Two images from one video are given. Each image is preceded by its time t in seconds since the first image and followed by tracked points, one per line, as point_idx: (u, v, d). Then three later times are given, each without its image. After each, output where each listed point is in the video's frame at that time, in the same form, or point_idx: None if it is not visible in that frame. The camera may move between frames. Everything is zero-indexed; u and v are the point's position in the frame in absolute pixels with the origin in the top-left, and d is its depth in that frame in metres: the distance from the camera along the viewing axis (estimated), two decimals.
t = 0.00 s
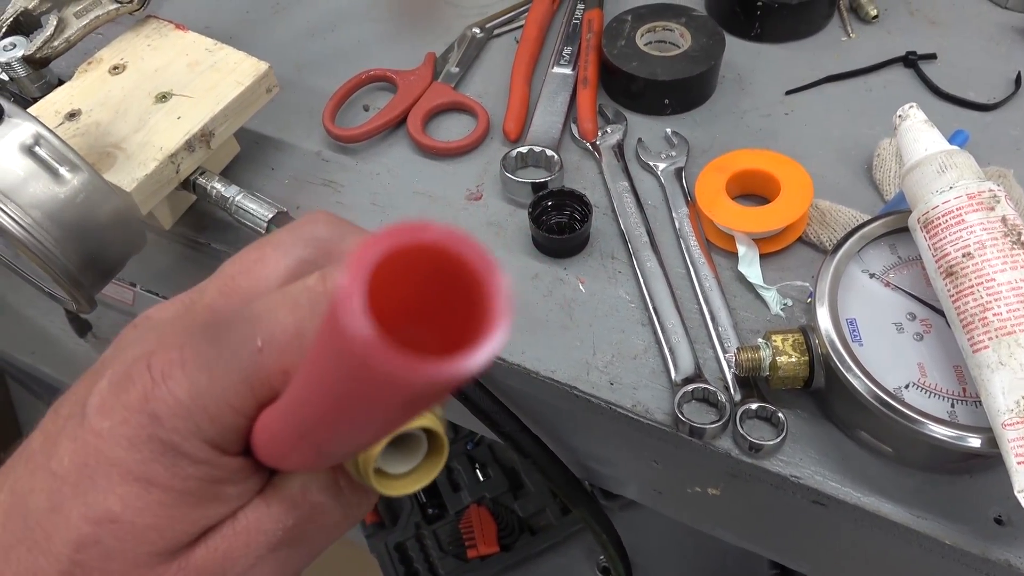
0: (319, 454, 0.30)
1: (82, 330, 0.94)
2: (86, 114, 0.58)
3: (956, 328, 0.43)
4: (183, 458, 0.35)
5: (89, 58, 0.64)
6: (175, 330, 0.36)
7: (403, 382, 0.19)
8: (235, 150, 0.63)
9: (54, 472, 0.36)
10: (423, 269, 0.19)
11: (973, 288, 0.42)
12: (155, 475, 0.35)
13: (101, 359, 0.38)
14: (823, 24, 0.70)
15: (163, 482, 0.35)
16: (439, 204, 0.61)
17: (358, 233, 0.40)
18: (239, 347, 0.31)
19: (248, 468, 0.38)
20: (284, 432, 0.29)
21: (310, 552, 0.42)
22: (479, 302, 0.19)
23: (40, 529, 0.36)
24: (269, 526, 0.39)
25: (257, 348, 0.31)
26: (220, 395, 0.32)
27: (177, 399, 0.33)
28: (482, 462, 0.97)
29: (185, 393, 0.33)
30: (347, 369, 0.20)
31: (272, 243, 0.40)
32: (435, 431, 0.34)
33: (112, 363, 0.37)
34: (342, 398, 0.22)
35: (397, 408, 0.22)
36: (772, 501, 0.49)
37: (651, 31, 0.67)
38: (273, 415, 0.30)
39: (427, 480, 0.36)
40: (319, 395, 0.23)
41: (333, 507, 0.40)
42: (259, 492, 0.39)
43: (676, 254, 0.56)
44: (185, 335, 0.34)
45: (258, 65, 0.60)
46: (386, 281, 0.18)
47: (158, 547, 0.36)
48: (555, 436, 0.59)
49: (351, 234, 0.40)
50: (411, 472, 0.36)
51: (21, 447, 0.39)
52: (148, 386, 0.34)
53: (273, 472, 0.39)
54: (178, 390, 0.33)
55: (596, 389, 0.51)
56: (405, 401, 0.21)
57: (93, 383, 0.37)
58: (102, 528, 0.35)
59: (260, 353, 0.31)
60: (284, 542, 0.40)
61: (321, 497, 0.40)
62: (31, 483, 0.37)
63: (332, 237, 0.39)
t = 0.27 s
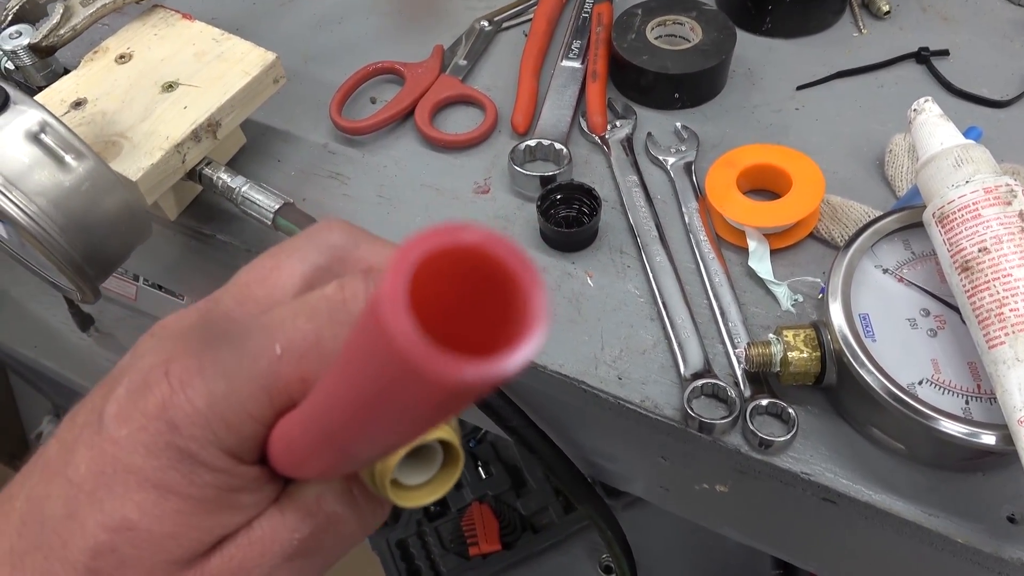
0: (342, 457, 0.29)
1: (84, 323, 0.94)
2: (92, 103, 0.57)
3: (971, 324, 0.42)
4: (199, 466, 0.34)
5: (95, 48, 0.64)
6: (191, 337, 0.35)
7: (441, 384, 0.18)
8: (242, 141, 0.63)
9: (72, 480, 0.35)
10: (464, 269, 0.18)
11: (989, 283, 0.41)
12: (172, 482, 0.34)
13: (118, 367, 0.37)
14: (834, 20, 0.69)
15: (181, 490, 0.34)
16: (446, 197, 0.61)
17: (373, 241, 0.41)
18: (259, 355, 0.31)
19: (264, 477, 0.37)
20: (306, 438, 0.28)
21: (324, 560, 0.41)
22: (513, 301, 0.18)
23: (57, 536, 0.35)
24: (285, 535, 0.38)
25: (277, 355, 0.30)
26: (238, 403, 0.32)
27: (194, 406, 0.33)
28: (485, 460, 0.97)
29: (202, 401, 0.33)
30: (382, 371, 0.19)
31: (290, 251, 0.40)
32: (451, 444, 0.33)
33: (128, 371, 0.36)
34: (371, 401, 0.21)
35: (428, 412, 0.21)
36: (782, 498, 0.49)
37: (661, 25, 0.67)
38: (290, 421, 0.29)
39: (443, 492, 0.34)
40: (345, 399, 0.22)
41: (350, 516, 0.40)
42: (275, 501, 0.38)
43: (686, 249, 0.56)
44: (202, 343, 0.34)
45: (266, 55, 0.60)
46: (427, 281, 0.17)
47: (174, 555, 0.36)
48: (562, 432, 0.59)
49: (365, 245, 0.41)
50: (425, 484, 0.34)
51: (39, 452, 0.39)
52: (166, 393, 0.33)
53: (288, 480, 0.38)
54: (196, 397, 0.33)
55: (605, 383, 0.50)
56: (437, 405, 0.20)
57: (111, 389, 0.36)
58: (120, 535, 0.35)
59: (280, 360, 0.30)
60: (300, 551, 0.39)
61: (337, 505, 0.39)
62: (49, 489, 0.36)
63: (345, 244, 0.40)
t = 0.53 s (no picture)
0: (342, 454, 0.29)
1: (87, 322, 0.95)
2: (94, 99, 0.57)
3: (973, 322, 0.42)
4: (211, 464, 0.34)
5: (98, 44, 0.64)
6: (207, 337, 0.36)
7: (438, 314, 0.15)
8: (244, 137, 0.63)
9: (85, 478, 0.36)
10: (461, 194, 0.15)
11: (991, 280, 0.41)
12: (184, 479, 0.34)
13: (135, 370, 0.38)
14: (837, 18, 0.69)
15: (191, 487, 0.35)
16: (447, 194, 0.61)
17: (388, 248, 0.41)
18: (272, 356, 0.32)
19: (275, 477, 0.37)
20: (309, 434, 0.29)
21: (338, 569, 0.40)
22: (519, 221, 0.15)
23: (69, 533, 0.35)
24: (296, 538, 0.37)
25: (289, 354, 0.32)
26: (251, 402, 0.33)
27: (208, 404, 0.33)
28: (486, 458, 0.97)
29: (218, 399, 0.33)
30: (376, 309, 0.16)
31: (305, 258, 0.40)
32: (462, 443, 0.30)
33: (144, 371, 0.37)
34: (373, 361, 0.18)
35: (432, 360, 0.18)
36: (784, 496, 0.49)
37: (663, 23, 0.67)
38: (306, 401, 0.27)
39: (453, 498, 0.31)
40: (347, 359, 0.19)
41: (364, 525, 0.38)
42: (286, 504, 0.38)
43: (687, 247, 0.56)
44: (218, 343, 0.35)
45: (268, 52, 0.60)
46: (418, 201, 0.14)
47: (179, 554, 0.35)
48: (563, 430, 0.59)
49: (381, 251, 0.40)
50: (437, 488, 0.31)
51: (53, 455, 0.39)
52: (181, 391, 0.34)
53: (300, 482, 0.37)
54: (210, 395, 0.33)
55: (605, 380, 0.50)
56: (442, 350, 0.17)
57: (127, 390, 0.37)
58: (128, 531, 0.35)
59: (293, 358, 0.32)
60: (312, 556, 0.38)
61: (350, 512, 0.37)
62: (62, 488, 0.36)
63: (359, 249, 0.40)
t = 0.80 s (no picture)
0: (363, 454, 0.30)
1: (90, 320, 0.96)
2: (101, 100, 0.58)
3: (969, 320, 0.43)
4: (233, 464, 0.35)
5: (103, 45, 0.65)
6: (226, 347, 0.37)
7: (485, 296, 0.15)
8: (248, 138, 0.64)
9: (112, 476, 0.37)
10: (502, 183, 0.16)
11: (987, 280, 0.41)
12: (208, 478, 0.35)
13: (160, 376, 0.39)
14: (836, 19, 0.70)
15: (214, 485, 0.35)
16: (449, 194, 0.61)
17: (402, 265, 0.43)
18: (296, 362, 0.34)
19: (294, 479, 0.38)
20: (332, 434, 0.30)
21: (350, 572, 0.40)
22: (558, 210, 0.15)
23: (95, 529, 0.36)
24: (312, 539, 0.37)
25: (312, 360, 0.34)
26: (274, 405, 0.34)
27: (233, 406, 0.35)
28: (487, 457, 0.98)
29: (241, 401, 0.34)
30: (421, 297, 0.16)
31: (324, 273, 0.42)
32: (473, 447, 0.30)
33: (170, 377, 0.38)
34: (408, 345, 0.18)
35: (470, 344, 0.18)
36: (783, 494, 0.49)
37: (664, 24, 0.68)
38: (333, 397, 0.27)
39: (467, 499, 0.31)
40: (382, 352, 0.20)
41: (378, 530, 0.39)
42: (302, 506, 0.38)
43: (688, 246, 0.56)
44: (244, 352, 0.36)
45: (272, 53, 0.60)
46: (465, 193, 0.15)
47: (201, 551, 0.36)
48: (565, 428, 0.60)
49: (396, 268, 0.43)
50: (450, 490, 0.31)
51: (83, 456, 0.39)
52: (207, 394, 0.35)
53: (318, 485, 0.38)
54: (235, 397, 0.35)
55: (606, 378, 0.51)
56: (482, 334, 0.18)
57: (152, 395, 0.38)
58: (154, 527, 0.35)
59: (316, 365, 0.33)
60: (327, 559, 0.38)
61: (366, 515, 0.38)
62: (90, 485, 0.37)
63: (377, 266, 0.42)
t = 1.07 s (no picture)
0: (355, 428, 0.30)
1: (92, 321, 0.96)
2: (104, 101, 0.58)
3: (968, 319, 0.43)
4: (226, 443, 0.35)
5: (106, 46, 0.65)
6: (218, 325, 0.37)
7: (471, 230, 0.15)
8: (250, 139, 0.64)
9: (102, 455, 0.37)
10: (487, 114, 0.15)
11: (985, 278, 0.42)
12: (199, 456, 0.35)
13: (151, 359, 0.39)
14: (836, 20, 0.70)
15: (205, 463, 0.35)
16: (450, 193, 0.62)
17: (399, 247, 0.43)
18: (289, 336, 0.34)
19: (288, 459, 0.38)
20: (322, 406, 0.30)
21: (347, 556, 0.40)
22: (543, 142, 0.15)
23: (84, 508, 0.36)
24: (306, 520, 0.38)
25: (305, 336, 0.33)
26: (267, 381, 0.34)
27: (225, 381, 0.35)
28: (488, 457, 0.98)
29: (234, 377, 0.35)
30: (406, 236, 0.16)
31: (321, 253, 0.42)
32: (470, 426, 0.31)
33: (162, 357, 0.38)
34: (394, 292, 0.18)
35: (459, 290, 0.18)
36: (783, 492, 0.50)
37: (664, 24, 0.68)
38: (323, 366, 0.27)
39: (464, 479, 0.32)
40: (370, 305, 0.19)
41: (373, 510, 0.39)
42: (296, 487, 0.39)
43: (688, 245, 0.57)
44: (238, 327, 0.36)
45: (275, 54, 0.61)
46: (448, 126, 0.15)
47: (194, 530, 0.36)
48: (565, 427, 0.60)
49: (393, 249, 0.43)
50: (448, 471, 0.32)
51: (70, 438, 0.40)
52: (200, 369, 0.35)
53: (313, 466, 0.38)
54: (228, 373, 0.35)
55: (607, 377, 0.51)
56: (470, 278, 0.17)
57: (144, 375, 0.38)
58: (144, 506, 0.35)
59: (309, 341, 0.33)
60: (321, 540, 0.39)
61: (360, 496, 0.38)
62: (80, 464, 0.38)
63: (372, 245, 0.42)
